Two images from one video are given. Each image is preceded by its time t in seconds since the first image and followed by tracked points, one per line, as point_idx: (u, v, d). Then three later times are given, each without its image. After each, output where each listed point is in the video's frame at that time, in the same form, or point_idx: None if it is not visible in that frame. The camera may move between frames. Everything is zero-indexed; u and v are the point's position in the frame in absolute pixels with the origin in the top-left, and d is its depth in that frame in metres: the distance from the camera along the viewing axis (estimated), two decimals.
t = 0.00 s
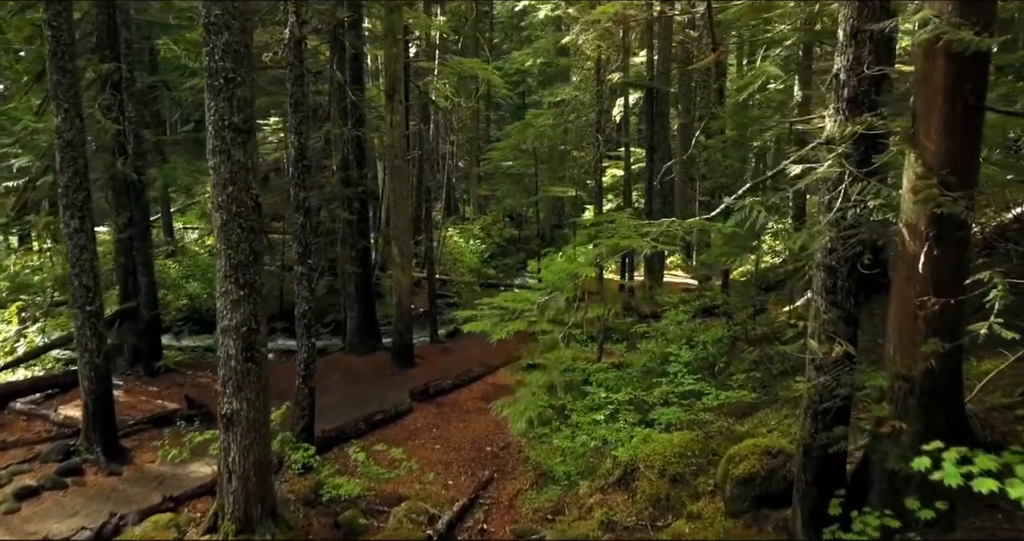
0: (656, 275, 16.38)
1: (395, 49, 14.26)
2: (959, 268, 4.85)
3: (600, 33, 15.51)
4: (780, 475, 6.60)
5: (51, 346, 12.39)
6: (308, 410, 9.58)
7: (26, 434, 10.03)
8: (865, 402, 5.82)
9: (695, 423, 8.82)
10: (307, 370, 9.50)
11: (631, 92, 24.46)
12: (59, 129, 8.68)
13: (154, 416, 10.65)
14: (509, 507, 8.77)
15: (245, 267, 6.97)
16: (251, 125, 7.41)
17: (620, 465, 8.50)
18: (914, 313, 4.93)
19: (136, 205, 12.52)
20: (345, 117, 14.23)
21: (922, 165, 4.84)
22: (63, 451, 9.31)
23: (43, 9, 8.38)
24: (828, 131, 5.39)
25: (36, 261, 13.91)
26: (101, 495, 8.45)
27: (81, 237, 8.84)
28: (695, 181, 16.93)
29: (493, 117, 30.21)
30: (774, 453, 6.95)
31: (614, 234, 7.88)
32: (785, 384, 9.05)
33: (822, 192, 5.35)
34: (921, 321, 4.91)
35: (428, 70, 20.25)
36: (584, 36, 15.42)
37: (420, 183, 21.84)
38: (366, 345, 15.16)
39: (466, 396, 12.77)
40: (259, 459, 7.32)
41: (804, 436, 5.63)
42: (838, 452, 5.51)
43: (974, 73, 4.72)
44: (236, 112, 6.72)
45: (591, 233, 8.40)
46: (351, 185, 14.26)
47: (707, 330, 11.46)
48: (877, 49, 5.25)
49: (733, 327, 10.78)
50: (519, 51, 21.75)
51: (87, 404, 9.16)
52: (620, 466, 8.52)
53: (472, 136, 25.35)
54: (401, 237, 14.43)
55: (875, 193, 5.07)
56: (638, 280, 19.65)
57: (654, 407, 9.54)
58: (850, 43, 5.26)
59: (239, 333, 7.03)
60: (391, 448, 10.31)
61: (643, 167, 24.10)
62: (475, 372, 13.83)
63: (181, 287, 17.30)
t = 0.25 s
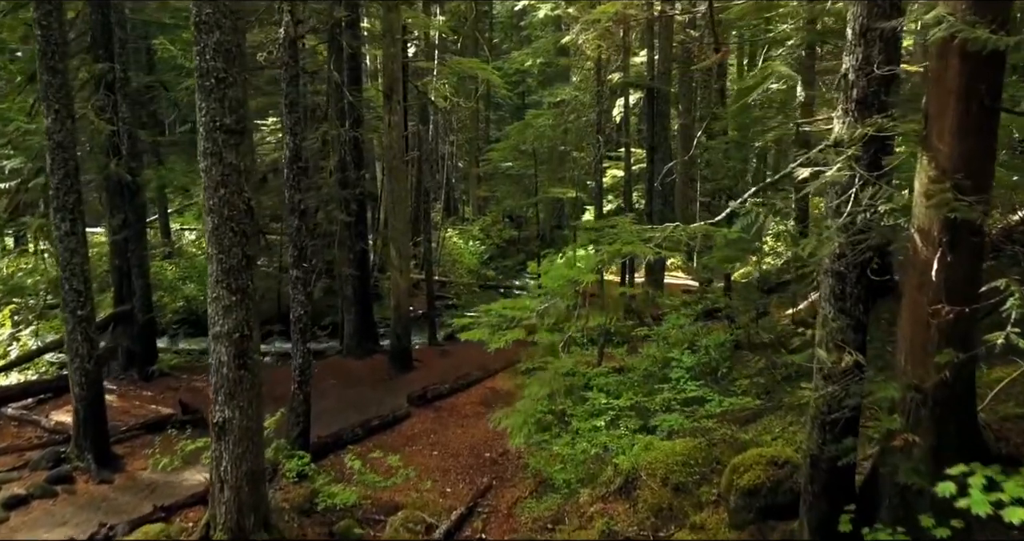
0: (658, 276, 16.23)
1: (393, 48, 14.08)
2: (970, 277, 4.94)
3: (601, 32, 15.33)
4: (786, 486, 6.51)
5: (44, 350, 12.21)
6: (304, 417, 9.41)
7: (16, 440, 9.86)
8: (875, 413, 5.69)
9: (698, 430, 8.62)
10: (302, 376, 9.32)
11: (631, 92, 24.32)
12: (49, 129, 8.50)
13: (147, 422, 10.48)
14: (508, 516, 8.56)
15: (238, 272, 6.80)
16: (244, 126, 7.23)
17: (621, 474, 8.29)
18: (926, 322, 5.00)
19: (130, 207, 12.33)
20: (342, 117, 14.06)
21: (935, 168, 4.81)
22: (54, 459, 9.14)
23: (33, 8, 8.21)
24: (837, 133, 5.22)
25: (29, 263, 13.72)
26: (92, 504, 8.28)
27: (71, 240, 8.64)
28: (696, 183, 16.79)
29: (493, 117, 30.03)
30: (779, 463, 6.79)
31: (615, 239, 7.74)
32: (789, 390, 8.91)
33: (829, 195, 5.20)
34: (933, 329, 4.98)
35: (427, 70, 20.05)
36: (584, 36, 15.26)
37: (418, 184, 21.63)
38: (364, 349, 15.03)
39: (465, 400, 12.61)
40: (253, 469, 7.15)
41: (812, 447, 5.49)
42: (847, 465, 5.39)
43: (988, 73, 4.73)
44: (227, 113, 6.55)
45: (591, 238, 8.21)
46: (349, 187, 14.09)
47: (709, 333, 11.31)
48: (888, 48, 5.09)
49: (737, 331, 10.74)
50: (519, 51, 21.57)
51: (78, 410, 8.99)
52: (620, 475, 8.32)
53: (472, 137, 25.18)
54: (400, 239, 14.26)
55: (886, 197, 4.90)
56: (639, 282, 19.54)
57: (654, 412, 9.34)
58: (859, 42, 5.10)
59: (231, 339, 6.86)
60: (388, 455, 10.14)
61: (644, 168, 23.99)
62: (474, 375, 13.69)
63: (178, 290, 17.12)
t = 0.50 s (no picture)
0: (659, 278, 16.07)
1: (391, 48, 13.90)
2: (985, 285, 4.98)
3: (601, 31, 15.15)
4: (792, 497, 6.38)
5: (38, 354, 12.05)
6: (301, 422, 9.25)
7: (7, 446, 9.70)
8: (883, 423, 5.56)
9: (702, 438, 8.41)
10: (297, 381, 9.15)
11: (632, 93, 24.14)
12: (39, 131, 8.33)
13: (141, 427, 10.31)
14: (507, 524, 8.27)
15: (229, 277, 6.63)
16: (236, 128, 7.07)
17: (623, 482, 8.03)
18: (939, 331, 5.04)
19: (123, 210, 12.16)
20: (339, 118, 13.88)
21: (950, 171, 4.79)
22: (45, 466, 8.97)
23: (22, 7, 8.05)
24: (846, 134, 5.08)
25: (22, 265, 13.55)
26: (83, 513, 8.12)
27: (62, 243, 8.47)
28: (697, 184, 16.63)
29: (492, 117, 29.87)
30: (785, 472, 6.64)
31: (617, 244, 7.60)
32: (794, 396, 8.76)
33: (838, 198, 5.06)
34: (947, 338, 5.01)
35: (426, 69, 19.88)
36: (584, 36, 15.11)
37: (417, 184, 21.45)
38: (362, 352, 14.85)
39: (464, 404, 12.46)
40: (245, 478, 6.99)
41: (820, 458, 5.35)
42: (855, 478, 5.25)
43: (1004, 71, 4.72)
44: (219, 114, 6.39)
45: (591, 243, 8.00)
46: (347, 188, 13.92)
47: (712, 337, 11.15)
48: (898, 48, 4.94)
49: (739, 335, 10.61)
50: (518, 51, 21.47)
51: (69, 417, 8.83)
52: (622, 482, 8.06)
53: (471, 137, 25.03)
54: (398, 241, 14.09)
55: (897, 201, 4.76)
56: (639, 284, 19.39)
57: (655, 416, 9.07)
58: (869, 41, 4.96)
59: (223, 346, 6.69)
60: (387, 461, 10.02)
61: (644, 168, 23.83)
62: (473, 379, 13.53)
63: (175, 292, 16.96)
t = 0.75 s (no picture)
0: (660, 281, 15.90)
1: (389, 47, 13.71)
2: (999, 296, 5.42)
3: (602, 31, 14.97)
4: (799, 508, 6.24)
5: (32, 357, 11.90)
6: (296, 428, 9.08)
7: None
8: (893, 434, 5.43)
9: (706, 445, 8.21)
10: (293, 387, 8.98)
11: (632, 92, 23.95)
12: (28, 131, 8.15)
13: (135, 433, 10.14)
14: (507, 531, 8.03)
15: (222, 282, 6.47)
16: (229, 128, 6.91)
17: (625, 490, 7.85)
18: (955, 339, 5.47)
19: (117, 212, 11.99)
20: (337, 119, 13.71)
21: (970, 174, 5.22)
22: (35, 473, 8.80)
23: (11, 5, 7.90)
24: (856, 136, 4.93)
25: (16, 268, 13.38)
26: (73, 522, 7.96)
27: (52, 247, 8.29)
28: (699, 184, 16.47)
29: (492, 117, 29.69)
30: (792, 483, 6.51)
31: (620, 250, 7.46)
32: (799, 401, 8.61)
33: (848, 202, 4.92)
34: (961, 347, 5.44)
35: (425, 69, 19.69)
36: (585, 35, 14.96)
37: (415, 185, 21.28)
38: (359, 355, 14.65)
39: (463, 409, 12.29)
40: (238, 487, 6.82)
41: (828, 470, 5.24)
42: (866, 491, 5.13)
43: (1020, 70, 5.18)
44: (210, 116, 6.23)
45: (592, 247, 7.78)
46: (344, 190, 13.76)
47: (714, 341, 11.00)
48: (911, 47, 4.79)
49: (742, 339, 10.45)
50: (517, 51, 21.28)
51: (60, 423, 8.66)
52: (623, 490, 7.87)
53: (471, 137, 24.85)
54: (396, 243, 13.92)
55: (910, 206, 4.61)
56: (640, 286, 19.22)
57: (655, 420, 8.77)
58: (881, 40, 4.81)
59: (215, 353, 6.52)
60: (384, 467, 9.87)
61: (644, 169, 23.66)
62: (472, 382, 13.36)
63: (171, 294, 16.77)
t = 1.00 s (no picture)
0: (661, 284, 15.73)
1: (387, 47, 13.53)
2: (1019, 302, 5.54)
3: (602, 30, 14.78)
4: (807, 520, 6.10)
5: (24, 362, 11.73)
6: (292, 435, 8.91)
7: None
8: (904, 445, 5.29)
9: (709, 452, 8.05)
10: (288, 393, 8.82)
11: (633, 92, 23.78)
12: (17, 132, 7.97)
13: (128, 439, 9.96)
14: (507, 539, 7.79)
15: (214, 287, 6.30)
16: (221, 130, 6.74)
17: (626, 498, 7.70)
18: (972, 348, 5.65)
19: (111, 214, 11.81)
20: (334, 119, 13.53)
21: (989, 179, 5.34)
22: (25, 481, 8.62)
23: None
24: (868, 138, 4.78)
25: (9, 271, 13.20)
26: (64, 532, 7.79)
27: (42, 250, 8.12)
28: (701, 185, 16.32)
29: (492, 117, 29.54)
30: (799, 494, 6.36)
31: (624, 256, 7.35)
32: (805, 408, 8.45)
33: (859, 206, 4.76)
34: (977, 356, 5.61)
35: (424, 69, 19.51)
36: (585, 34, 14.81)
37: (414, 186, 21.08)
38: (357, 358, 14.47)
39: (462, 413, 12.14)
40: (231, 497, 6.65)
41: (838, 483, 5.12)
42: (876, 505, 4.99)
43: None
44: (202, 116, 6.06)
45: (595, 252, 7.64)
46: (342, 191, 13.59)
47: (717, 345, 10.84)
48: (925, 46, 4.64)
49: (745, 344, 10.30)
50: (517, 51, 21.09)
51: (50, 430, 8.48)
52: (625, 498, 7.71)
53: (470, 137, 24.69)
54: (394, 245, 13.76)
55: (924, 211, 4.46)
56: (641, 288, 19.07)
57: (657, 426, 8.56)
58: (893, 38, 4.66)
59: (206, 360, 6.36)
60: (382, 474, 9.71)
61: (645, 169, 23.49)
62: (471, 386, 13.21)
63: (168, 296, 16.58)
